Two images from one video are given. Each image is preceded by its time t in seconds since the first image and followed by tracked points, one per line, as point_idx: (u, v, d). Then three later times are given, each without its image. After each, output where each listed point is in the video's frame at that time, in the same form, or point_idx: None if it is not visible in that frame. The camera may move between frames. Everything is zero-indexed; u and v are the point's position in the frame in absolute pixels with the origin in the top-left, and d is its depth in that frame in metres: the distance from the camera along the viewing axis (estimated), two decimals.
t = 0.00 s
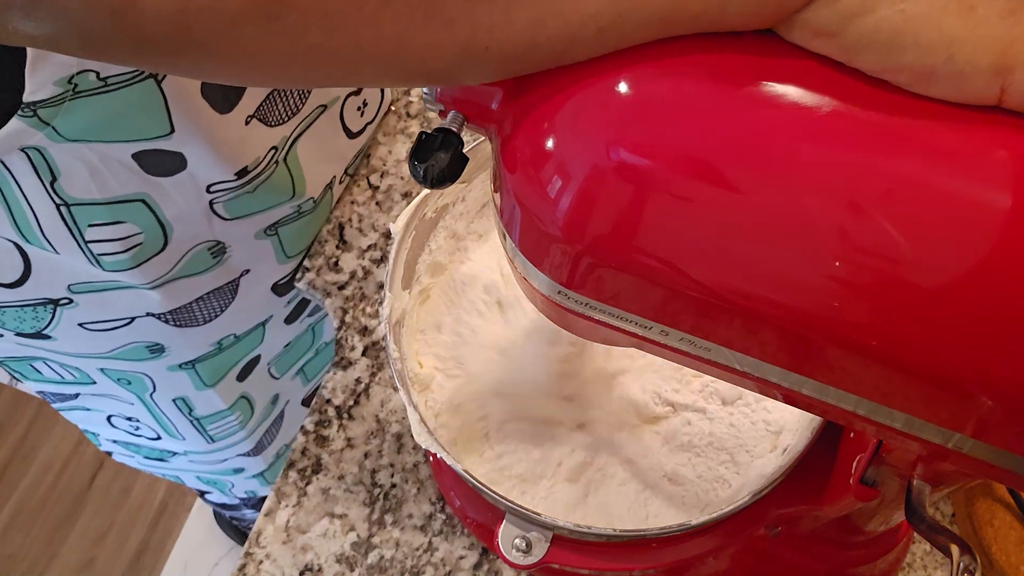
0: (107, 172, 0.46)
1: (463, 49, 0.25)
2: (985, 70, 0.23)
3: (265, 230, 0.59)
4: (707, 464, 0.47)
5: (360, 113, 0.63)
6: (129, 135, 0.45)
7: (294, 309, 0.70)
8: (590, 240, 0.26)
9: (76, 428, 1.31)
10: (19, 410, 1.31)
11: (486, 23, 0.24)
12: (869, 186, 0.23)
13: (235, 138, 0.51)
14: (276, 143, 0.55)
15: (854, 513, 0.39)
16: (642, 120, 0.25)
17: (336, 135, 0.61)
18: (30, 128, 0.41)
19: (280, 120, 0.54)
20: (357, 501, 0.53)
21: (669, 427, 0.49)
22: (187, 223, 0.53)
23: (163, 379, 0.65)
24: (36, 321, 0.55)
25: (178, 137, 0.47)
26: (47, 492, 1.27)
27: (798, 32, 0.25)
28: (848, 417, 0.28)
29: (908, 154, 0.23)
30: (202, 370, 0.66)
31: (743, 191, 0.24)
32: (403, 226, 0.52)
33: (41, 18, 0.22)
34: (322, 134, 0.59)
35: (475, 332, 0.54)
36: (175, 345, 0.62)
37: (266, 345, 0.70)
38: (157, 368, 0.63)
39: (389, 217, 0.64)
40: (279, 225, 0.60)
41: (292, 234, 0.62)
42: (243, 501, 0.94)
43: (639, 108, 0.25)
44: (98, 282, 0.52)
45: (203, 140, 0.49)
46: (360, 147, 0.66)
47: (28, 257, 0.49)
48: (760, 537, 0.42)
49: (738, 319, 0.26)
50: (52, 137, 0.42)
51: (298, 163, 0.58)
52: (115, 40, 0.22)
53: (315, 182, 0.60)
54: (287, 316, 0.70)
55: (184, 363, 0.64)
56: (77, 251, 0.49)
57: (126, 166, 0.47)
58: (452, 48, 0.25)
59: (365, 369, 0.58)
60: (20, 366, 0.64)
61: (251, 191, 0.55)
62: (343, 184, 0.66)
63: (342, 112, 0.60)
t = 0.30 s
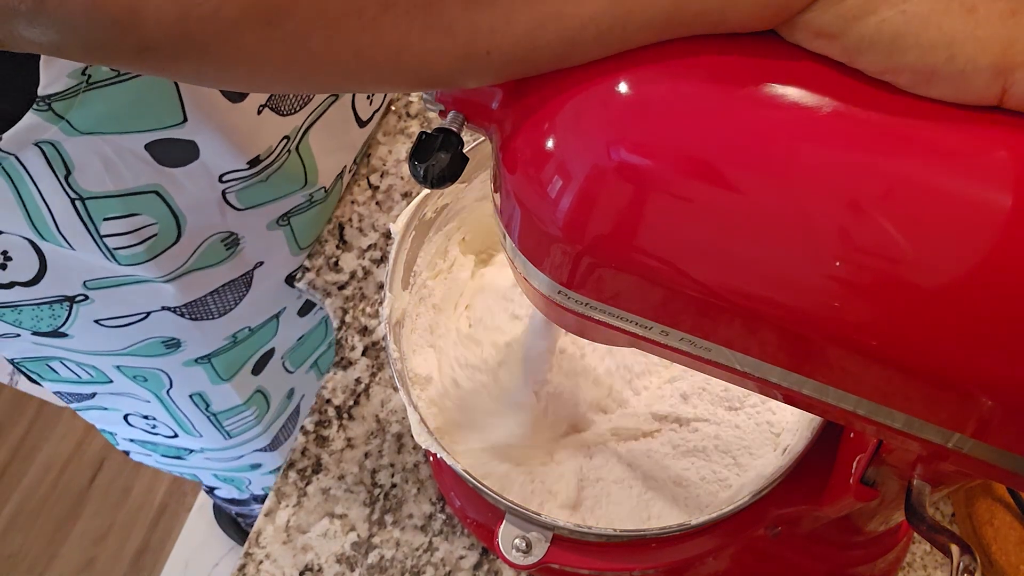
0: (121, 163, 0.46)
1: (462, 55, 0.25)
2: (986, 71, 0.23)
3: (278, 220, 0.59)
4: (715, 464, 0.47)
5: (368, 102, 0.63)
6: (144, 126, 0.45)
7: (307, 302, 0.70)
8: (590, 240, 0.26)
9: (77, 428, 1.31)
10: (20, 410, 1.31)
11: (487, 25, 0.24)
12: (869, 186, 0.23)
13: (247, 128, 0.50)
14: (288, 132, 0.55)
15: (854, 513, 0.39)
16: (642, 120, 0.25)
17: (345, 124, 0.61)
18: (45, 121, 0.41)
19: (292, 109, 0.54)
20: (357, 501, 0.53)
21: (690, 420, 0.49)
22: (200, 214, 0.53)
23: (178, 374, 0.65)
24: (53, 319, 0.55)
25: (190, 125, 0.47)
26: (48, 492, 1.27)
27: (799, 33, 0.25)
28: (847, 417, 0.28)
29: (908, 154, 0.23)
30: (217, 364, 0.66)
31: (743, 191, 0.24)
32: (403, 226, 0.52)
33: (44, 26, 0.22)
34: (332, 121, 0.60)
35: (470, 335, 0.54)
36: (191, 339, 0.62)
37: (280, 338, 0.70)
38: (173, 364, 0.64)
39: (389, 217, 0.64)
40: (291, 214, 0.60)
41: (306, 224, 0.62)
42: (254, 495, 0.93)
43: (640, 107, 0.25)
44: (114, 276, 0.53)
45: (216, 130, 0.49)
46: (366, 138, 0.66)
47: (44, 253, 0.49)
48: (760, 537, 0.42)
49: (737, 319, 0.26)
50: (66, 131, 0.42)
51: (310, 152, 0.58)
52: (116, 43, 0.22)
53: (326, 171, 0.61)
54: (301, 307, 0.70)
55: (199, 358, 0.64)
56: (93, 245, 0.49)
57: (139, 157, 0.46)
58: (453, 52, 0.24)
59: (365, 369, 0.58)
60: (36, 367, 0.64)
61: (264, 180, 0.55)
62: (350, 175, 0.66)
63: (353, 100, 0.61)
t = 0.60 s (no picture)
0: (117, 162, 0.46)
1: (461, 56, 0.25)
2: (986, 72, 0.23)
3: (277, 220, 0.59)
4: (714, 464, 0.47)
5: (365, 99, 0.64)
6: (139, 123, 0.45)
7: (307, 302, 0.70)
8: (590, 241, 0.26)
9: (76, 427, 1.30)
10: (19, 409, 1.31)
11: (486, 26, 0.24)
12: (869, 186, 0.23)
13: (243, 124, 0.51)
14: (284, 129, 0.55)
15: (854, 512, 0.39)
16: (642, 120, 0.25)
17: (341, 122, 0.61)
18: (39, 119, 0.41)
19: (288, 106, 0.54)
20: (357, 501, 0.53)
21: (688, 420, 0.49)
22: (199, 212, 0.53)
23: (178, 373, 0.65)
24: (51, 319, 0.55)
25: (186, 123, 0.47)
26: (46, 492, 1.27)
27: (798, 33, 0.25)
28: (848, 417, 0.28)
29: (909, 154, 0.23)
30: (217, 362, 0.65)
31: (743, 191, 0.24)
32: (403, 226, 0.52)
33: (40, 27, 0.22)
34: (330, 118, 0.60)
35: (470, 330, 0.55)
36: (190, 338, 0.61)
37: (280, 337, 0.70)
38: (172, 363, 0.63)
39: (389, 217, 0.64)
40: (290, 214, 0.60)
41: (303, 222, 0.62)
42: (253, 495, 0.93)
43: (639, 108, 0.25)
44: (112, 276, 0.52)
45: (212, 126, 0.49)
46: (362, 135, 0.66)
47: (41, 254, 0.49)
48: (760, 536, 0.42)
49: (738, 319, 0.26)
50: (62, 129, 0.42)
51: (307, 150, 0.58)
52: (117, 46, 0.22)
53: (323, 168, 0.61)
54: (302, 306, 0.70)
55: (197, 357, 0.64)
56: (90, 245, 0.49)
57: (135, 156, 0.46)
58: (452, 54, 0.24)
59: (365, 369, 0.58)
60: (35, 368, 0.64)
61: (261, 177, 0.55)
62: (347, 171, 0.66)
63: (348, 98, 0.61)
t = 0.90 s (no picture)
0: (81, 172, 0.45)
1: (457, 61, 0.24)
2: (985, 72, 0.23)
3: (248, 239, 0.59)
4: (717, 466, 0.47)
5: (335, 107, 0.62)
6: (102, 130, 0.44)
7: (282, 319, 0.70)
8: (590, 241, 0.26)
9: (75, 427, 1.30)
10: (18, 410, 1.31)
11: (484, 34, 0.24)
12: (869, 187, 0.23)
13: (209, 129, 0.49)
14: (250, 135, 0.53)
15: (855, 512, 0.39)
16: (642, 120, 0.25)
17: (310, 133, 0.60)
18: None
19: (257, 114, 0.53)
20: (357, 501, 0.53)
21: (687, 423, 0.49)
22: (167, 227, 0.52)
23: (144, 384, 0.65)
24: (13, 326, 0.54)
25: (152, 134, 0.46)
26: (46, 492, 1.27)
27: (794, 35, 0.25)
28: (848, 417, 0.28)
29: (908, 154, 0.23)
30: (185, 376, 0.65)
31: (743, 191, 0.24)
32: (403, 226, 0.52)
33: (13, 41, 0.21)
34: (297, 127, 0.59)
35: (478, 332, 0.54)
36: (156, 351, 0.61)
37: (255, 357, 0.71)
38: (139, 374, 0.63)
39: (389, 217, 0.64)
40: (259, 231, 0.60)
41: (272, 232, 0.61)
42: (232, 506, 0.94)
43: (639, 108, 0.25)
44: (77, 287, 0.53)
45: (177, 137, 0.47)
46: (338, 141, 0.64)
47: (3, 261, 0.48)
48: (761, 536, 0.42)
49: (738, 319, 0.26)
50: (22, 131, 0.42)
51: (271, 157, 0.57)
52: (100, 61, 0.21)
53: (286, 175, 0.60)
54: (277, 323, 0.70)
55: (164, 369, 0.63)
56: (53, 252, 0.49)
57: (99, 168, 0.46)
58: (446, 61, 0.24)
59: (365, 369, 0.58)
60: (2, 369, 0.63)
61: (231, 188, 0.54)
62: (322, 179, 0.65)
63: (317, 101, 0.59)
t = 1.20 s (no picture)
0: (60, 235, 0.44)
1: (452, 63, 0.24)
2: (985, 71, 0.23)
3: (238, 276, 0.57)
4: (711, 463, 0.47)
5: (324, 136, 0.60)
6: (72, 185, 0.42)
7: (287, 351, 0.69)
8: (590, 241, 0.26)
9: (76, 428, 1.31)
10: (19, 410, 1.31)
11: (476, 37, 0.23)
12: (869, 186, 0.23)
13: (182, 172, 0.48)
14: (231, 174, 0.51)
15: (854, 512, 0.39)
16: (642, 119, 0.25)
17: (298, 163, 0.58)
18: None
19: (235, 151, 0.51)
20: (357, 501, 0.53)
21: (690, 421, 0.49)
22: (153, 276, 0.50)
23: (146, 421, 0.65)
24: (7, 376, 0.56)
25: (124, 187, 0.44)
26: (46, 492, 1.27)
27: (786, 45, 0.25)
28: (848, 417, 0.28)
29: (908, 154, 0.23)
30: (185, 412, 0.65)
31: (743, 192, 0.24)
32: (403, 226, 0.52)
33: None
34: (285, 163, 0.57)
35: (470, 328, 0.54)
36: (154, 391, 0.61)
37: (260, 387, 0.70)
38: (139, 413, 0.63)
39: (389, 217, 0.64)
40: (251, 267, 0.58)
41: (262, 268, 0.59)
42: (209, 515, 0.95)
43: (640, 108, 0.25)
44: (68, 340, 0.53)
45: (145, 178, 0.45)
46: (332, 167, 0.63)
47: None
48: (761, 535, 0.42)
49: (738, 319, 0.26)
50: None
51: (255, 198, 0.55)
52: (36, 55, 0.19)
53: (274, 212, 0.57)
54: (279, 356, 0.69)
55: (164, 407, 0.63)
56: (40, 310, 0.49)
57: (76, 229, 0.45)
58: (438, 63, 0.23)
59: (365, 369, 0.58)
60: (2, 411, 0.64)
61: (215, 227, 0.53)
62: (313, 210, 0.63)
63: (307, 130, 0.58)
